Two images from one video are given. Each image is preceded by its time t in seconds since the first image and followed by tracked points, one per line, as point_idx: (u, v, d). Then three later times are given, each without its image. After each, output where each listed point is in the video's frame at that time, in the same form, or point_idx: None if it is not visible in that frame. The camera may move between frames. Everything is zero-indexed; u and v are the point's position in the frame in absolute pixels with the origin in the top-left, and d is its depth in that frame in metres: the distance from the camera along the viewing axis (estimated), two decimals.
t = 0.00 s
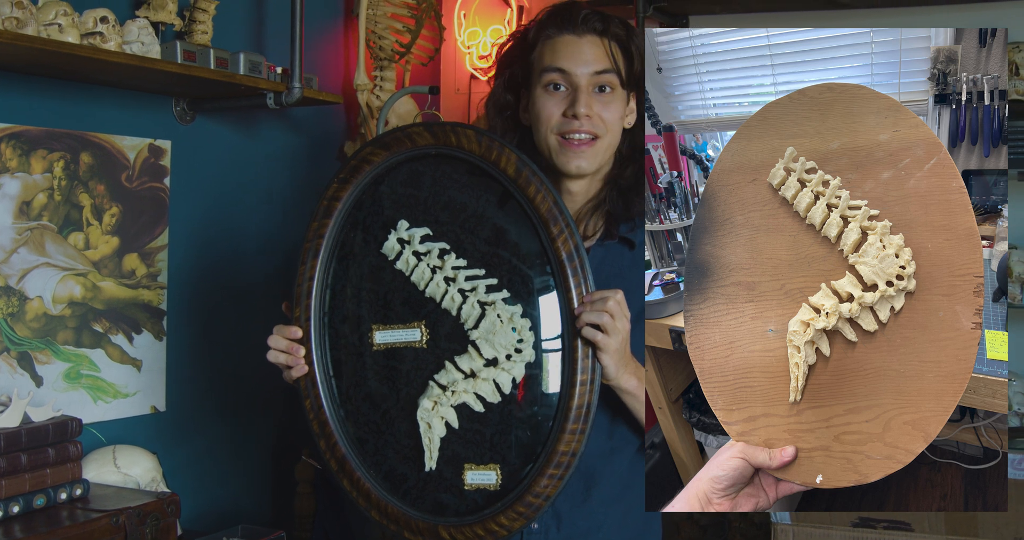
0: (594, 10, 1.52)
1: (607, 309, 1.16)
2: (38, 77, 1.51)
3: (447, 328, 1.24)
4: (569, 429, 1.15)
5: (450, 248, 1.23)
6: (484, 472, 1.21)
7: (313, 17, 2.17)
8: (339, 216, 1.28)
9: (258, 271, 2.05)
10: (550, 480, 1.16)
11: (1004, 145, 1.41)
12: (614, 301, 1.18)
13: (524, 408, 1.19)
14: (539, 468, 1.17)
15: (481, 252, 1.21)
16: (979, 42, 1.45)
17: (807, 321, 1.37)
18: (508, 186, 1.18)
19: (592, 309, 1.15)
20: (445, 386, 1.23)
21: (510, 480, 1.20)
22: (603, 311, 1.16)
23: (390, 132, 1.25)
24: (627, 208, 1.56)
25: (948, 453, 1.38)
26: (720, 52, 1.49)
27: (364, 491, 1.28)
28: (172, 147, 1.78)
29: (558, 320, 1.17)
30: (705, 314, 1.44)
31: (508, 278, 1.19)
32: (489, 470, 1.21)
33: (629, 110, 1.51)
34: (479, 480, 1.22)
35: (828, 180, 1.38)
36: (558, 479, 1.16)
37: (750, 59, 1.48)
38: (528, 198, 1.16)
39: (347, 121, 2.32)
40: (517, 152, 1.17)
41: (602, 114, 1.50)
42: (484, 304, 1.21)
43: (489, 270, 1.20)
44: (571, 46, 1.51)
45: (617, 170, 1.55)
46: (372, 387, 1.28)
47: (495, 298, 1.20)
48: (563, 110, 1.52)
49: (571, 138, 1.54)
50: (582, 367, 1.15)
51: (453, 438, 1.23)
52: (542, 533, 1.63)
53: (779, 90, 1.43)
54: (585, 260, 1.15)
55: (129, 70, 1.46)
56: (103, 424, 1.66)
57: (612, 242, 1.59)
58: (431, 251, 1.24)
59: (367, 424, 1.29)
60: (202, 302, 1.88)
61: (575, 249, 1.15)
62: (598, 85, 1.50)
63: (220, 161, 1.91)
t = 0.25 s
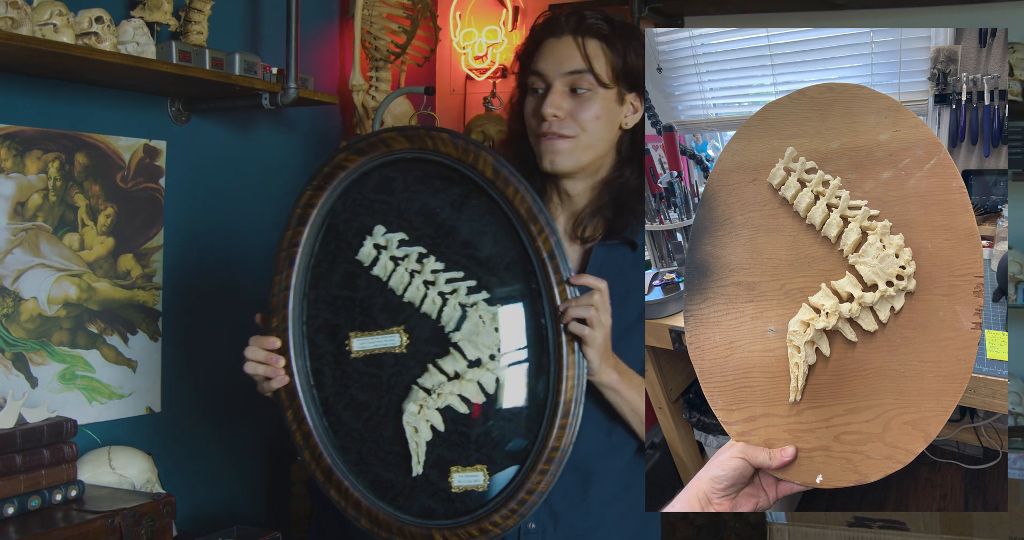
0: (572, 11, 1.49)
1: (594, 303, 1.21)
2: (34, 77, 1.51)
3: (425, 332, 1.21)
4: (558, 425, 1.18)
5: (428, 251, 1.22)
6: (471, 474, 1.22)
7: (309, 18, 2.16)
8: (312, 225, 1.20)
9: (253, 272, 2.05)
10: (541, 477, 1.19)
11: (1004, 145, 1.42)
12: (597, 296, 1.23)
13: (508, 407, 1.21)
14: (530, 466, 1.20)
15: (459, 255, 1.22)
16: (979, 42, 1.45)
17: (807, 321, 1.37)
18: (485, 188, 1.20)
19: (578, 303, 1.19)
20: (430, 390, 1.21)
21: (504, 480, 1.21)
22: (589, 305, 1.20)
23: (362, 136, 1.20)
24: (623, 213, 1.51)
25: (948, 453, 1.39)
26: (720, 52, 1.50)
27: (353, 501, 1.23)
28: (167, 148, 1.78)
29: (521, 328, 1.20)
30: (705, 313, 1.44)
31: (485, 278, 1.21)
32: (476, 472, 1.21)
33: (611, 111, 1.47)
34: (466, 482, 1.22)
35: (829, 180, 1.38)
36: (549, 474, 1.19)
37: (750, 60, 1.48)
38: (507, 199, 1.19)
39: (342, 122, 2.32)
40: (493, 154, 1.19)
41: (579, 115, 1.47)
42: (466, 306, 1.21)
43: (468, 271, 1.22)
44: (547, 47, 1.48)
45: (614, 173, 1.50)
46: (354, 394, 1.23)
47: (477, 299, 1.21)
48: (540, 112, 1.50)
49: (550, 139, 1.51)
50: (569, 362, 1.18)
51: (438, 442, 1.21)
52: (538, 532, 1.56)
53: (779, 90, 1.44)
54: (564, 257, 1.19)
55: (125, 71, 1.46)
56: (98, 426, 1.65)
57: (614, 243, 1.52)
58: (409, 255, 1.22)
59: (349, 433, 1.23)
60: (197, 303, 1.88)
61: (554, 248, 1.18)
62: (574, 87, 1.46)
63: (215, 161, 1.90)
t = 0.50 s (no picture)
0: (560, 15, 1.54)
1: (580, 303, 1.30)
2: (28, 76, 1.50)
3: (410, 335, 1.21)
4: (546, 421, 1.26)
5: (407, 254, 1.22)
6: (457, 477, 1.24)
7: (304, 18, 2.16)
8: (293, 230, 1.13)
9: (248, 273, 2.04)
10: (531, 473, 1.26)
11: (1004, 145, 1.42)
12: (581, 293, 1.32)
13: (462, 433, 1.24)
14: (518, 463, 1.26)
15: (440, 259, 1.24)
16: (978, 42, 1.44)
17: (807, 321, 1.37)
18: (466, 190, 1.24)
19: (565, 302, 1.28)
20: (416, 392, 1.21)
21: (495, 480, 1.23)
22: (574, 304, 1.29)
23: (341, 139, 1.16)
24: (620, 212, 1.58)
25: (948, 453, 1.39)
26: (719, 52, 1.49)
27: (341, 509, 1.16)
28: (162, 148, 1.77)
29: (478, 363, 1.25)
30: (705, 313, 1.44)
31: (467, 280, 1.25)
32: (462, 474, 1.24)
33: (599, 112, 1.51)
34: (450, 485, 1.24)
35: (829, 180, 1.38)
36: (537, 469, 1.26)
37: (750, 60, 1.48)
38: (489, 201, 1.25)
39: (338, 121, 2.32)
40: (473, 156, 1.23)
41: (567, 117, 1.51)
42: (449, 308, 1.24)
43: (449, 274, 1.24)
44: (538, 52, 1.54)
45: (607, 173, 1.56)
46: (336, 399, 1.18)
47: (461, 302, 1.25)
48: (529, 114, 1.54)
49: (537, 141, 1.55)
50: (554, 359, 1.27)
51: (422, 444, 1.22)
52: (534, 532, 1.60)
53: (779, 90, 1.44)
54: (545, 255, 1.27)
55: (120, 70, 1.45)
56: (93, 426, 1.65)
57: (615, 246, 1.59)
58: (390, 258, 1.20)
59: (332, 439, 1.18)
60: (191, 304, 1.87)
61: (536, 249, 1.26)
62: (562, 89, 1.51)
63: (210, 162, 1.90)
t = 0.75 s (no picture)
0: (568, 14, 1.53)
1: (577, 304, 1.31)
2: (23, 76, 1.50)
3: (407, 334, 1.21)
4: (542, 421, 1.28)
5: (404, 254, 1.21)
6: (451, 476, 1.25)
7: (298, 17, 2.15)
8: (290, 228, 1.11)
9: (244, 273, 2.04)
10: (526, 473, 1.28)
11: (1004, 145, 1.42)
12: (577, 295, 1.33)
13: (455, 428, 1.25)
14: (513, 463, 1.28)
15: (435, 259, 1.23)
16: (978, 42, 1.43)
17: (807, 321, 1.37)
18: (462, 190, 1.24)
19: (563, 303, 1.30)
20: (412, 392, 1.21)
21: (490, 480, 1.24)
22: (572, 306, 1.31)
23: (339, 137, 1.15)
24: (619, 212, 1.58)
25: (948, 453, 1.40)
26: (720, 52, 1.48)
27: (338, 509, 1.16)
28: (157, 148, 1.77)
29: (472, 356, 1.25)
30: (705, 313, 1.44)
31: (463, 280, 1.25)
32: (456, 474, 1.25)
33: (608, 112, 1.51)
34: (445, 484, 1.24)
35: (829, 180, 1.38)
36: (532, 469, 1.28)
37: (750, 60, 1.48)
38: (487, 200, 1.26)
39: (333, 121, 2.31)
40: (469, 156, 1.24)
41: (576, 117, 1.52)
42: (445, 307, 1.24)
43: (444, 274, 1.24)
44: (547, 51, 1.53)
45: (609, 174, 1.56)
46: (332, 398, 1.17)
47: (457, 301, 1.25)
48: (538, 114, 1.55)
49: (546, 140, 1.58)
50: (548, 358, 1.29)
51: (417, 445, 1.22)
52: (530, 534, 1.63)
53: (779, 90, 1.44)
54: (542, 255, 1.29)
55: (115, 70, 1.45)
56: (87, 426, 1.65)
57: (613, 247, 1.60)
58: (387, 257, 1.20)
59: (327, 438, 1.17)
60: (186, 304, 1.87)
61: (534, 250, 1.29)
62: (572, 89, 1.52)
63: (205, 162, 1.89)
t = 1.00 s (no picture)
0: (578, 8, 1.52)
1: (581, 297, 1.30)
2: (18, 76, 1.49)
3: (410, 329, 1.24)
4: (544, 418, 1.27)
5: (409, 247, 1.24)
6: (456, 470, 1.26)
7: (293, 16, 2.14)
8: (294, 222, 1.17)
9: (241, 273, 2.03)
10: (529, 470, 1.26)
11: (1004, 145, 1.41)
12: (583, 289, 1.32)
13: (478, 410, 1.26)
14: (518, 459, 1.27)
15: (441, 251, 1.25)
16: (978, 42, 1.43)
17: (807, 321, 1.38)
18: (469, 182, 1.24)
19: (566, 297, 1.28)
20: (416, 385, 1.24)
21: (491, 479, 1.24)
22: (576, 299, 1.29)
23: (345, 130, 1.19)
24: (620, 208, 1.59)
25: (948, 453, 1.40)
26: (720, 52, 1.48)
27: (337, 500, 1.22)
28: (153, 147, 1.76)
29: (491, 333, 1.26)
30: (705, 313, 1.44)
31: (469, 272, 1.26)
32: (461, 467, 1.26)
33: (618, 107, 1.51)
34: (451, 478, 1.26)
35: (829, 180, 1.39)
36: (534, 467, 1.26)
37: (750, 60, 1.47)
38: (493, 194, 1.25)
39: (329, 120, 2.29)
40: (476, 149, 1.23)
41: (594, 110, 1.50)
42: (450, 301, 1.25)
43: (450, 266, 1.25)
44: (560, 43, 1.50)
45: (611, 170, 1.57)
46: (336, 391, 1.23)
47: (461, 295, 1.25)
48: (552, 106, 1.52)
49: (562, 132, 1.54)
50: (553, 355, 1.27)
51: (422, 437, 1.25)
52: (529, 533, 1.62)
53: (779, 90, 1.43)
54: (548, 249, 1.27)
55: (111, 69, 1.44)
56: (83, 427, 1.64)
57: (607, 244, 1.61)
58: (392, 250, 1.23)
59: (331, 431, 1.23)
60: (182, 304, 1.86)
61: (538, 243, 1.26)
62: (589, 82, 1.50)
63: (201, 161, 1.88)
